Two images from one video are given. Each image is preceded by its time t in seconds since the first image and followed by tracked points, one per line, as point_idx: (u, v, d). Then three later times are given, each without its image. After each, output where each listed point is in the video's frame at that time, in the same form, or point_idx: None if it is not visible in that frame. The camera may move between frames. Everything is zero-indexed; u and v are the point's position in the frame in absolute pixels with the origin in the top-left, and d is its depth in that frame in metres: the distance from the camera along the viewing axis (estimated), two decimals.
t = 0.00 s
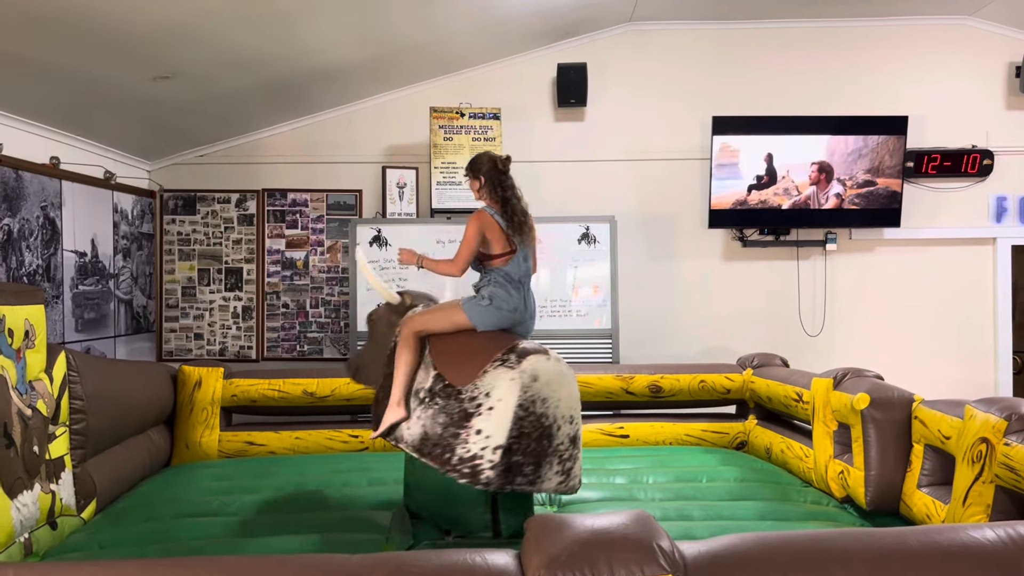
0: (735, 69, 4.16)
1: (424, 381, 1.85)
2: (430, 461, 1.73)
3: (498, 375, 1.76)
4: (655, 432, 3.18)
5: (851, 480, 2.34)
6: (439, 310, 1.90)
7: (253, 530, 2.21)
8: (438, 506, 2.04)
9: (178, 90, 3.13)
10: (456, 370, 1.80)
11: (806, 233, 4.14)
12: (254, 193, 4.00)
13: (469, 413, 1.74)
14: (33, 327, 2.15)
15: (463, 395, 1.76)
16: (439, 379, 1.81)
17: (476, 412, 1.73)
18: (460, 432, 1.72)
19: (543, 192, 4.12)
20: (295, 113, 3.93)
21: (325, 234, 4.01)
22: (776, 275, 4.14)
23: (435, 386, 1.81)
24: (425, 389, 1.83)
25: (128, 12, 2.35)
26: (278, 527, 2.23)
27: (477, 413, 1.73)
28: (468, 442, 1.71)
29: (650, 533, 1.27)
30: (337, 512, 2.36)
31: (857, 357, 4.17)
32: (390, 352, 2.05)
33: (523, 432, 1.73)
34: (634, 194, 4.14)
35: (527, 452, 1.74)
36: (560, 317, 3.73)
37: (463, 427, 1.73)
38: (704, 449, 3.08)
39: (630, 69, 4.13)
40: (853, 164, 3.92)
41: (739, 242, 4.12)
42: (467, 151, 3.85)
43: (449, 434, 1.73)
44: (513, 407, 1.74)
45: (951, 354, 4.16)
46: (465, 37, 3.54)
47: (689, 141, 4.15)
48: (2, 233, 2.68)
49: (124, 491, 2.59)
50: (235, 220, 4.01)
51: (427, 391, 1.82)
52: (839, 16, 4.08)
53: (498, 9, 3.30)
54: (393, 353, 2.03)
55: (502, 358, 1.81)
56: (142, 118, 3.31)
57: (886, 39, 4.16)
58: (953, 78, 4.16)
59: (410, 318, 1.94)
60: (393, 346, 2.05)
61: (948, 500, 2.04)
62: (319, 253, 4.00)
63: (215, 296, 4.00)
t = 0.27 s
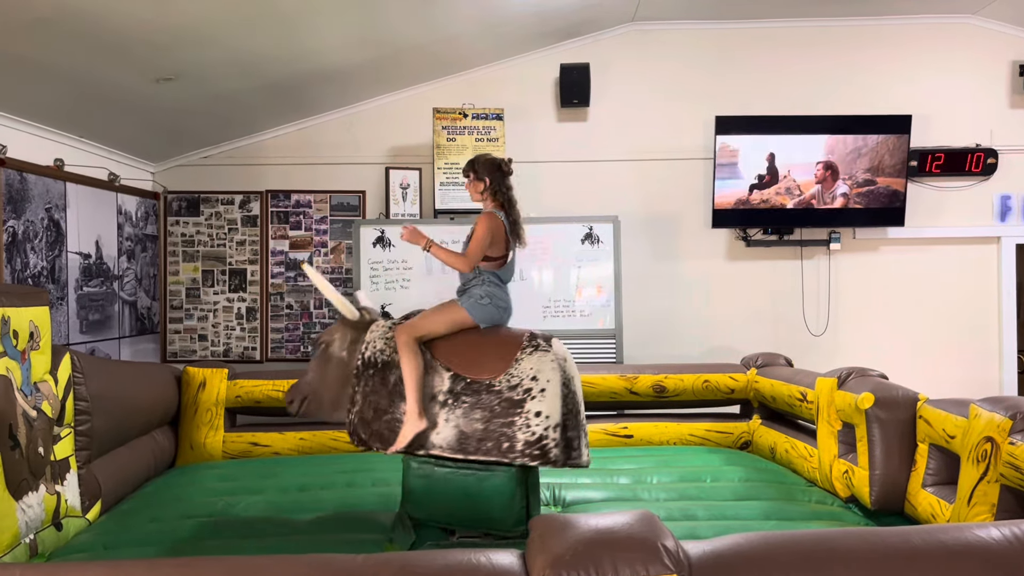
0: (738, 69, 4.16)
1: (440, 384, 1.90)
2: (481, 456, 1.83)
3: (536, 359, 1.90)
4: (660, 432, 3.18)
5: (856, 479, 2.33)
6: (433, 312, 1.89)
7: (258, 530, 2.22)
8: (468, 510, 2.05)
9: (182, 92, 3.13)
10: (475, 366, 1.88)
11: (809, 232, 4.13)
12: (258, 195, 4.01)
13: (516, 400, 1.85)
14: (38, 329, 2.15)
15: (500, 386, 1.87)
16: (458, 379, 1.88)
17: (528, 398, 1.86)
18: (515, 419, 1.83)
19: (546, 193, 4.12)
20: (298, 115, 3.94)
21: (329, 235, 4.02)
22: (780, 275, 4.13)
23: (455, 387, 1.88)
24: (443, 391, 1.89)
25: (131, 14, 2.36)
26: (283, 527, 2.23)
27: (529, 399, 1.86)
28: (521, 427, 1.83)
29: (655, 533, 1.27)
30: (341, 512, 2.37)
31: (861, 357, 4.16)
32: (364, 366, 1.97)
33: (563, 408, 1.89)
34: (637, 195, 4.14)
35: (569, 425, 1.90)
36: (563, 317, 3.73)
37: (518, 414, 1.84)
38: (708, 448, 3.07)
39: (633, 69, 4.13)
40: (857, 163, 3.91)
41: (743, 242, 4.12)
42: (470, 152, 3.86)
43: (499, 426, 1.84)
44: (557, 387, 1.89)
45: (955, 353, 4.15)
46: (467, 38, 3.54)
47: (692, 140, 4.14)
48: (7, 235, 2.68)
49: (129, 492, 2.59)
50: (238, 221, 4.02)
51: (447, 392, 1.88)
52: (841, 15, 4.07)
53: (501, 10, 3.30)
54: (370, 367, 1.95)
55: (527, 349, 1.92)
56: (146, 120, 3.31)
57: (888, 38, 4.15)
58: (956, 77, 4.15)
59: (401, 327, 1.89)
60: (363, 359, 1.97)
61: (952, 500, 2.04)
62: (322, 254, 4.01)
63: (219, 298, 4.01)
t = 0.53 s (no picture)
0: (741, 69, 4.15)
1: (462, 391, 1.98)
2: (534, 449, 1.96)
3: (549, 348, 2.10)
4: (664, 432, 3.18)
5: (861, 479, 2.33)
6: (436, 323, 1.98)
7: (263, 531, 2.22)
8: (496, 509, 1.97)
9: (185, 94, 3.14)
10: (490, 368, 2.02)
11: (813, 232, 4.13)
12: (262, 196, 4.02)
13: (545, 389, 2.03)
14: (43, 331, 2.16)
15: (524, 381, 2.03)
16: (479, 383, 2.00)
17: (556, 385, 2.05)
18: (552, 407, 2.01)
19: (549, 193, 4.12)
20: (302, 116, 3.94)
21: (333, 236, 4.02)
22: (785, 274, 4.13)
23: (479, 391, 1.99)
24: (468, 397, 1.98)
25: (135, 16, 2.37)
26: (288, 528, 2.23)
27: (557, 386, 2.05)
28: (560, 413, 2.01)
29: (660, 533, 1.27)
30: (346, 513, 2.37)
31: (866, 357, 4.15)
32: (359, 389, 1.96)
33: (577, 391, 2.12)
34: (640, 195, 4.14)
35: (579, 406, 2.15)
36: (567, 318, 3.73)
37: (553, 402, 2.02)
38: (713, 449, 3.07)
39: (636, 69, 4.13)
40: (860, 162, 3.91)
41: (747, 242, 4.12)
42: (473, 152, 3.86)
43: (537, 417, 1.99)
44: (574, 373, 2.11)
45: (961, 352, 4.14)
46: (470, 39, 3.54)
47: (695, 140, 4.14)
48: (12, 237, 2.69)
49: (134, 493, 2.60)
50: (243, 223, 4.03)
51: (472, 398, 1.98)
52: (845, 15, 4.07)
53: (503, 11, 3.30)
54: (369, 390, 1.95)
55: (534, 344, 2.10)
56: (149, 122, 3.32)
57: (891, 37, 4.15)
58: (960, 76, 4.14)
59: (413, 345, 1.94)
60: (355, 382, 1.96)
61: (958, 499, 2.03)
62: (326, 255, 4.01)
63: (223, 299, 4.02)
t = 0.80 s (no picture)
0: (745, 67, 4.15)
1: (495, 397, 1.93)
2: (566, 445, 2.01)
3: (555, 345, 2.11)
4: (669, 432, 3.17)
5: (866, 479, 2.33)
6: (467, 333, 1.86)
7: (269, 531, 2.22)
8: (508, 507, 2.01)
9: (190, 95, 3.15)
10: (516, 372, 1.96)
11: (818, 231, 4.12)
12: (266, 197, 4.03)
13: (560, 386, 2.07)
14: (49, 331, 2.17)
15: (542, 379, 2.03)
16: (508, 388, 1.96)
17: (569, 380, 2.10)
18: (569, 401, 2.06)
19: (553, 193, 4.12)
20: (306, 117, 3.95)
21: (337, 236, 4.03)
22: (789, 274, 4.12)
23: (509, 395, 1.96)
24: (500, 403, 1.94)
25: (139, 18, 2.37)
26: (294, 528, 2.24)
27: (570, 381, 2.10)
28: (577, 407, 2.08)
29: (666, 532, 1.27)
30: (351, 513, 2.37)
31: (871, 356, 4.15)
32: (397, 410, 1.81)
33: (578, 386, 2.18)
34: (644, 195, 4.13)
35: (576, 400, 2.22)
36: (572, 317, 3.73)
37: (570, 397, 2.07)
38: (718, 448, 3.07)
39: (639, 68, 4.13)
40: (865, 161, 3.90)
41: (751, 241, 4.11)
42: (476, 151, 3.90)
43: (560, 413, 2.03)
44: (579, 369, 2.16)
45: (966, 351, 4.14)
46: (473, 40, 3.55)
47: (699, 140, 4.14)
48: (18, 238, 2.70)
49: (140, 493, 2.61)
50: (247, 223, 4.03)
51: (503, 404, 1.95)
52: (849, 13, 4.06)
53: (506, 11, 3.31)
54: (406, 409, 1.82)
55: (541, 342, 2.08)
56: (154, 123, 3.33)
57: (895, 36, 4.14)
58: (965, 74, 4.13)
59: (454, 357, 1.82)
60: (391, 404, 1.80)
61: (964, 499, 2.02)
62: (331, 256, 4.02)
63: (228, 300, 4.02)
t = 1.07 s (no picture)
0: (748, 66, 4.14)
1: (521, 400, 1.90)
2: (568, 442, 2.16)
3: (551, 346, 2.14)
4: (673, 430, 3.17)
5: (871, 478, 2.32)
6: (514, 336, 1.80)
7: (274, 531, 2.22)
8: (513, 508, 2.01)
9: (194, 95, 3.15)
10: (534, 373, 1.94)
11: (822, 230, 4.11)
12: (270, 196, 4.03)
13: (561, 387, 2.13)
14: (54, 331, 2.17)
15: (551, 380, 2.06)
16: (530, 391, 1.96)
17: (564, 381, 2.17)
18: (564, 401, 2.15)
19: (555, 193, 4.12)
20: (309, 116, 3.95)
21: (341, 236, 4.04)
22: (794, 272, 4.12)
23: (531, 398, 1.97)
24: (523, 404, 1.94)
25: (143, 18, 2.38)
26: (299, 527, 2.24)
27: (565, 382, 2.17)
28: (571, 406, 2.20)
29: (671, 532, 1.27)
30: (355, 512, 2.37)
31: (875, 355, 4.14)
32: (472, 419, 1.61)
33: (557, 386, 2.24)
34: (648, 193, 4.13)
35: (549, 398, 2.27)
36: (576, 316, 3.73)
37: (566, 397, 2.17)
38: (722, 447, 3.07)
39: (642, 67, 4.13)
40: (869, 159, 3.89)
41: (755, 239, 4.11)
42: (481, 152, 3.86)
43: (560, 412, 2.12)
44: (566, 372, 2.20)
45: (971, 350, 4.13)
46: (476, 39, 3.55)
47: (703, 138, 4.14)
48: (23, 238, 2.70)
49: (145, 493, 2.61)
50: (251, 223, 4.04)
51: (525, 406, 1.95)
52: (852, 11, 4.05)
53: (509, 11, 3.31)
54: (478, 417, 1.63)
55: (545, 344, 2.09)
56: (158, 123, 3.33)
57: (899, 34, 4.13)
58: (969, 72, 4.12)
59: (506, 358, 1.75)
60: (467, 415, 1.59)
61: (969, 497, 2.02)
62: (335, 255, 4.02)
63: (232, 299, 4.03)
